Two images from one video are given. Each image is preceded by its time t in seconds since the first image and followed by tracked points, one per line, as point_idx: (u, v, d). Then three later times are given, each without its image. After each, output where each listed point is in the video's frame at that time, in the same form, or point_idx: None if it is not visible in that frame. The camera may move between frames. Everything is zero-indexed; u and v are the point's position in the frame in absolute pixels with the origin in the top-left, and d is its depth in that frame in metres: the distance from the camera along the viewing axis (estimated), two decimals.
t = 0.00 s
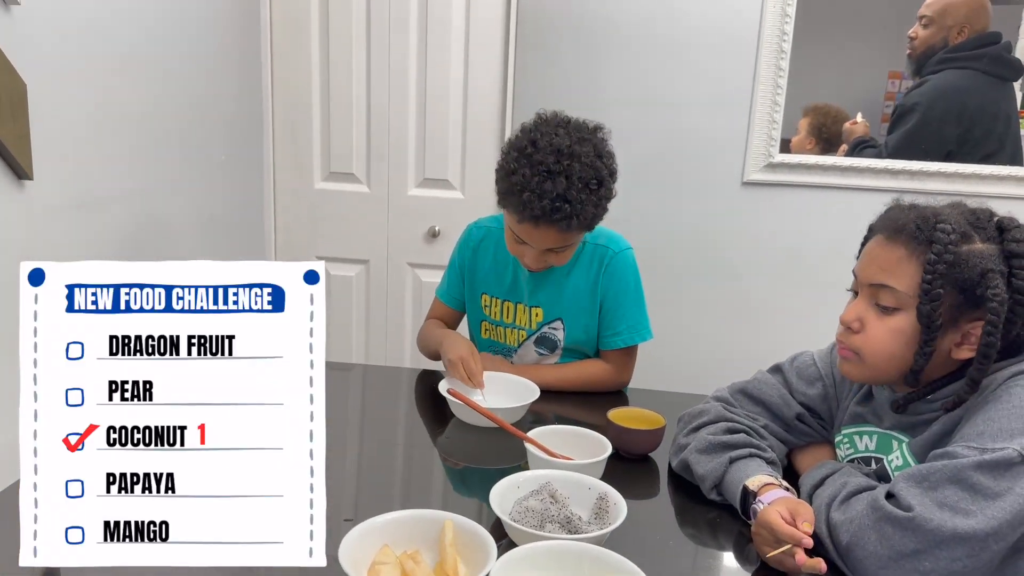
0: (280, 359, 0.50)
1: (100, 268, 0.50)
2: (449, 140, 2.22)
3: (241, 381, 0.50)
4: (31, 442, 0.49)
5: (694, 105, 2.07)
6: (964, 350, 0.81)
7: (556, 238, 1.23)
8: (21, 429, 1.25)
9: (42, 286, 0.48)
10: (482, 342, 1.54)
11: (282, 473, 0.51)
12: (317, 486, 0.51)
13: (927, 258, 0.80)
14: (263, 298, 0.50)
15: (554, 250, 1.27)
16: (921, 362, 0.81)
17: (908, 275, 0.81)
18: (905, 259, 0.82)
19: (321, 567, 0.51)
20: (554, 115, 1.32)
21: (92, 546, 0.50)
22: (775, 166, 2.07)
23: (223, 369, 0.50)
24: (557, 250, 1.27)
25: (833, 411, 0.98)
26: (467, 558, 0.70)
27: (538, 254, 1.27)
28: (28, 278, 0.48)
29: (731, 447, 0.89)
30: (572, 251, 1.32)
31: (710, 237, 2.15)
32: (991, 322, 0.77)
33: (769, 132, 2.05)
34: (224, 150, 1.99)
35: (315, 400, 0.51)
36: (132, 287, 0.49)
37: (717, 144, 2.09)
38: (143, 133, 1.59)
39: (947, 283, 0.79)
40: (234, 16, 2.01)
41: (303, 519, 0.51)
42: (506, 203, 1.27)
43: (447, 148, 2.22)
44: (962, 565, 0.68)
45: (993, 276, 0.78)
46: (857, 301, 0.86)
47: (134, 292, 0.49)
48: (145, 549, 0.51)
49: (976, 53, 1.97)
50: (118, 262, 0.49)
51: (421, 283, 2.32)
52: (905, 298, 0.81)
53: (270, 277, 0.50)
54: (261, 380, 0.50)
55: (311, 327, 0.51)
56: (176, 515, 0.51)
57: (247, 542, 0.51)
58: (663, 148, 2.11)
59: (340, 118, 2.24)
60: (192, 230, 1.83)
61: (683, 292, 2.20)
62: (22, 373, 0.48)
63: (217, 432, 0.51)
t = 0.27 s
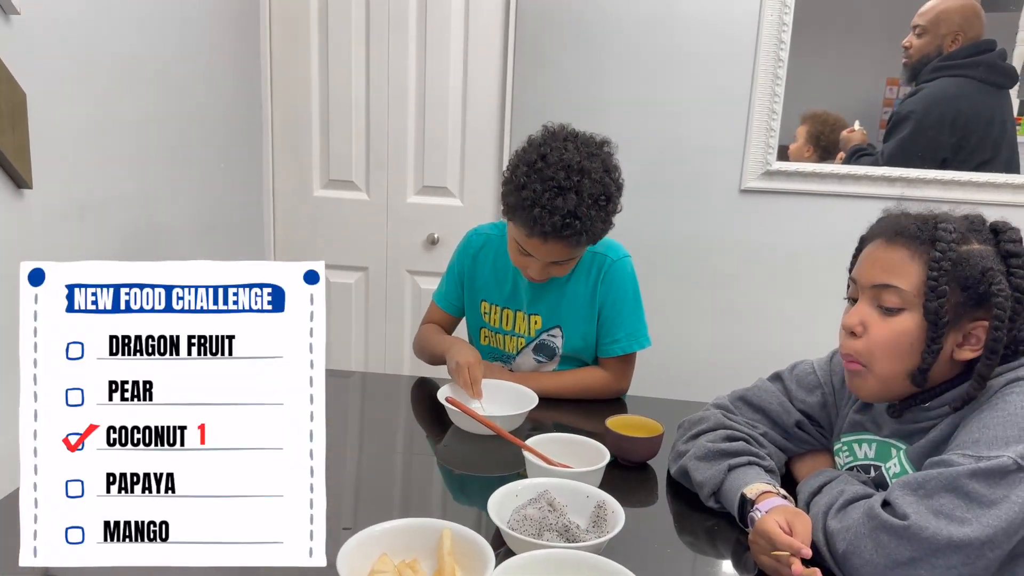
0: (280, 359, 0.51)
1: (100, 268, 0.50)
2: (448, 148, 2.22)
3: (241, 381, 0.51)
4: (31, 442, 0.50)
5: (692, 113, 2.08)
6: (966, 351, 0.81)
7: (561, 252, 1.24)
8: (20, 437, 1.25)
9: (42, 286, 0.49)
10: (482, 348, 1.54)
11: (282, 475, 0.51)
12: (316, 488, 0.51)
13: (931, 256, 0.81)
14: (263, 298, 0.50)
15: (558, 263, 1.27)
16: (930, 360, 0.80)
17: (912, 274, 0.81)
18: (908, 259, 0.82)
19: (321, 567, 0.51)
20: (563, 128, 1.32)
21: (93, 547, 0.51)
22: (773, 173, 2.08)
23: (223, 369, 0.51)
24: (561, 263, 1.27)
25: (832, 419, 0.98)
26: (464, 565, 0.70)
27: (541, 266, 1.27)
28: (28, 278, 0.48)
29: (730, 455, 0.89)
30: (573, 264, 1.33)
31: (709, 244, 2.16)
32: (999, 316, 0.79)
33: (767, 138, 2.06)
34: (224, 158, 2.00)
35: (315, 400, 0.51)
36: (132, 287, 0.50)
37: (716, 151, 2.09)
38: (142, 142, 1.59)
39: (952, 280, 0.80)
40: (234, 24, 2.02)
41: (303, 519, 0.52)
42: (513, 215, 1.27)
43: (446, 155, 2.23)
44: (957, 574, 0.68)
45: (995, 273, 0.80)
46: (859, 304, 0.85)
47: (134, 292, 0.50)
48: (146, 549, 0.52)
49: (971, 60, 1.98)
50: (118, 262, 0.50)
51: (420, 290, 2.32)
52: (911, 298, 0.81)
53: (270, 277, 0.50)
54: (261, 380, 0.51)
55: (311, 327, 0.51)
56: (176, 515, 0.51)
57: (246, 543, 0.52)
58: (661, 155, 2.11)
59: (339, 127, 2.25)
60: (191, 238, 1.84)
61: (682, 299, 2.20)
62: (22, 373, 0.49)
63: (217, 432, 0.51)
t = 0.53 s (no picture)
0: (280, 359, 0.50)
1: (100, 268, 0.49)
2: (444, 149, 2.22)
3: (241, 381, 0.50)
4: (31, 443, 0.49)
5: (688, 114, 2.08)
6: (960, 347, 0.81)
7: (561, 256, 1.24)
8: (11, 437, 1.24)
9: (42, 286, 0.48)
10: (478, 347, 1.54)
11: (283, 476, 0.51)
12: (316, 487, 0.51)
13: (919, 251, 0.82)
14: (263, 298, 0.50)
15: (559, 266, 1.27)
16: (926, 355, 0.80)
17: (901, 270, 0.82)
18: (897, 255, 0.83)
19: (321, 567, 0.51)
20: (569, 130, 1.31)
21: (93, 547, 0.50)
22: (769, 174, 2.08)
23: (222, 369, 0.50)
24: (561, 266, 1.28)
25: (828, 418, 0.98)
26: (461, 566, 0.69)
27: (540, 268, 1.27)
28: (28, 278, 0.47)
29: (726, 454, 0.89)
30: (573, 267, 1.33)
31: (705, 245, 2.16)
32: (990, 310, 0.79)
33: (763, 140, 2.06)
34: (219, 158, 1.99)
35: (315, 400, 0.51)
36: (132, 287, 0.49)
37: (712, 152, 2.10)
38: (136, 141, 1.58)
39: (941, 274, 0.80)
40: (228, 24, 2.01)
41: (303, 519, 0.51)
42: (514, 217, 1.27)
43: (442, 156, 2.22)
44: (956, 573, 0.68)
45: (984, 266, 0.80)
46: (852, 303, 0.85)
47: (134, 292, 0.49)
48: (146, 549, 0.51)
49: (964, 61, 1.98)
50: (118, 262, 0.49)
51: (415, 291, 2.32)
52: (901, 293, 0.81)
53: (270, 277, 0.50)
54: (261, 380, 0.50)
55: (311, 327, 0.50)
56: (177, 515, 0.51)
57: (247, 542, 0.51)
58: (658, 156, 2.11)
59: (334, 127, 2.24)
60: (185, 238, 1.82)
61: (679, 300, 2.20)
62: (22, 373, 0.48)
63: (217, 432, 0.50)
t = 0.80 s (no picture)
0: (280, 359, 0.50)
1: (100, 267, 0.49)
2: (440, 149, 2.22)
3: (241, 381, 0.50)
4: (30, 443, 0.49)
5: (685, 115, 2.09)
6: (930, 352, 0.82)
7: (563, 266, 1.24)
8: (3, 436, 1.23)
9: (42, 286, 0.48)
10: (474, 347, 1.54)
11: (283, 477, 0.50)
12: (316, 487, 0.50)
13: (897, 256, 0.83)
14: (263, 298, 0.49)
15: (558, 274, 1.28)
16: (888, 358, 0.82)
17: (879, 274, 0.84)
18: (879, 260, 0.85)
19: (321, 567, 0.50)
20: (574, 137, 1.30)
21: (92, 547, 0.50)
22: (764, 174, 2.09)
23: (222, 369, 0.50)
24: (560, 274, 1.28)
25: (826, 418, 0.99)
26: (458, 566, 0.69)
27: (539, 275, 1.28)
28: (28, 278, 0.47)
29: (723, 454, 0.89)
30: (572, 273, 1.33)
31: (701, 246, 2.16)
32: (948, 320, 0.79)
33: (759, 141, 2.07)
34: (213, 158, 1.98)
35: (315, 400, 0.50)
36: (132, 286, 0.49)
37: (708, 153, 2.10)
38: (129, 139, 1.57)
39: (913, 280, 0.81)
40: (224, 22, 2.01)
41: (303, 518, 0.51)
42: (518, 223, 1.27)
43: (438, 156, 2.22)
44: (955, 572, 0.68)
45: (959, 276, 0.79)
46: (839, 304, 0.89)
47: (134, 292, 0.49)
48: (146, 549, 0.51)
49: (960, 63, 1.99)
50: (118, 261, 0.49)
51: (411, 291, 2.31)
52: (876, 296, 0.84)
53: (270, 277, 0.50)
54: (261, 380, 0.50)
55: (311, 327, 0.50)
56: (177, 515, 0.50)
57: (247, 542, 0.51)
58: (654, 157, 2.12)
59: (329, 127, 2.24)
60: (179, 237, 1.81)
61: (675, 301, 2.20)
62: (22, 372, 0.48)
63: (217, 432, 0.50)
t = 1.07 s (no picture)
0: (280, 359, 0.50)
1: (100, 267, 0.49)
2: (434, 148, 2.21)
3: (241, 381, 0.50)
4: (31, 443, 0.48)
5: (679, 115, 2.09)
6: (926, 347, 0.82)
7: (561, 263, 1.24)
8: None
9: (43, 286, 0.47)
10: (467, 348, 1.54)
11: (284, 477, 0.50)
12: (317, 488, 0.50)
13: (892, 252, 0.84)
14: (263, 298, 0.49)
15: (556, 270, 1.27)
16: (883, 351, 0.83)
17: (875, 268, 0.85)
18: (877, 255, 0.86)
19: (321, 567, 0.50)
20: (573, 134, 1.31)
21: (93, 547, 0.49)
22: (759, 174, 2.09)
23: (222, 369, 0.49)
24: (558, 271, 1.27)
25: (822, 418, 0.99)
26: (451, 566, 0.69)
27: (537, 272, 1.27)
28: (28, 278, 0.47)
29: (718, 454, 0.89)
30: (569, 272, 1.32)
31: (695, 246, 2.16)
32: (942, 312, 0.78)
33: (753, 141, 2.07)
34: (207, 156, 1.97)
35: (315, 400, 0.50)
36: (132, 287, 0.48)
37: (703, 153, 2.10)
38: (122, 137, 1.56)
39: (909, 274, 0.82)
40: (217, 20, 2.00)
41: (303, 519, 0.50)
42: (516, 219, 1.26)
43: (432, 154, 2.21)
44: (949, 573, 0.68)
45: (954, 270, 0.79)
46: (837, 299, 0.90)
47: (134, 292, 0.49)
48: (146, 549, 0.50)
49: (954, 63, 2.01)
50: (118, 261, 0.48)
51: (406, 290, 2.30)
52: (872, 289, 0.85)
53: (270, 277, 0.49)
54: (261, 380, 0.49)
55: (311, 327, 0.50)
56: (177, 515, 0.50)
57: (247, 543, 0.50)
58: (649, 156, 2.12)
59: (323, 126, 2.23)
60: (172, 235, 1.80)
61: (669, 301, 2.20)
62: (22, 372, 0.47)
63: (217, 432, 0.50)
